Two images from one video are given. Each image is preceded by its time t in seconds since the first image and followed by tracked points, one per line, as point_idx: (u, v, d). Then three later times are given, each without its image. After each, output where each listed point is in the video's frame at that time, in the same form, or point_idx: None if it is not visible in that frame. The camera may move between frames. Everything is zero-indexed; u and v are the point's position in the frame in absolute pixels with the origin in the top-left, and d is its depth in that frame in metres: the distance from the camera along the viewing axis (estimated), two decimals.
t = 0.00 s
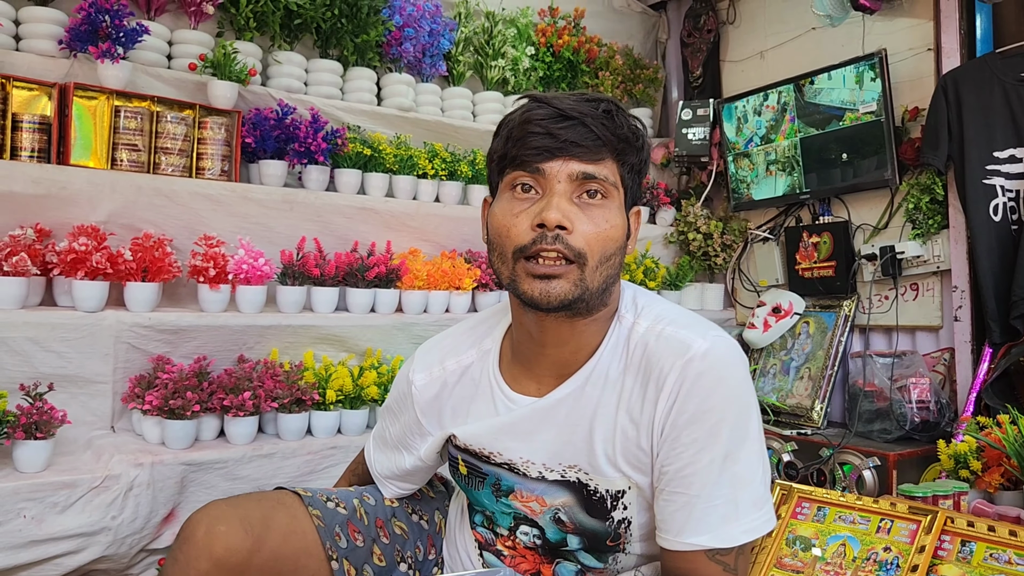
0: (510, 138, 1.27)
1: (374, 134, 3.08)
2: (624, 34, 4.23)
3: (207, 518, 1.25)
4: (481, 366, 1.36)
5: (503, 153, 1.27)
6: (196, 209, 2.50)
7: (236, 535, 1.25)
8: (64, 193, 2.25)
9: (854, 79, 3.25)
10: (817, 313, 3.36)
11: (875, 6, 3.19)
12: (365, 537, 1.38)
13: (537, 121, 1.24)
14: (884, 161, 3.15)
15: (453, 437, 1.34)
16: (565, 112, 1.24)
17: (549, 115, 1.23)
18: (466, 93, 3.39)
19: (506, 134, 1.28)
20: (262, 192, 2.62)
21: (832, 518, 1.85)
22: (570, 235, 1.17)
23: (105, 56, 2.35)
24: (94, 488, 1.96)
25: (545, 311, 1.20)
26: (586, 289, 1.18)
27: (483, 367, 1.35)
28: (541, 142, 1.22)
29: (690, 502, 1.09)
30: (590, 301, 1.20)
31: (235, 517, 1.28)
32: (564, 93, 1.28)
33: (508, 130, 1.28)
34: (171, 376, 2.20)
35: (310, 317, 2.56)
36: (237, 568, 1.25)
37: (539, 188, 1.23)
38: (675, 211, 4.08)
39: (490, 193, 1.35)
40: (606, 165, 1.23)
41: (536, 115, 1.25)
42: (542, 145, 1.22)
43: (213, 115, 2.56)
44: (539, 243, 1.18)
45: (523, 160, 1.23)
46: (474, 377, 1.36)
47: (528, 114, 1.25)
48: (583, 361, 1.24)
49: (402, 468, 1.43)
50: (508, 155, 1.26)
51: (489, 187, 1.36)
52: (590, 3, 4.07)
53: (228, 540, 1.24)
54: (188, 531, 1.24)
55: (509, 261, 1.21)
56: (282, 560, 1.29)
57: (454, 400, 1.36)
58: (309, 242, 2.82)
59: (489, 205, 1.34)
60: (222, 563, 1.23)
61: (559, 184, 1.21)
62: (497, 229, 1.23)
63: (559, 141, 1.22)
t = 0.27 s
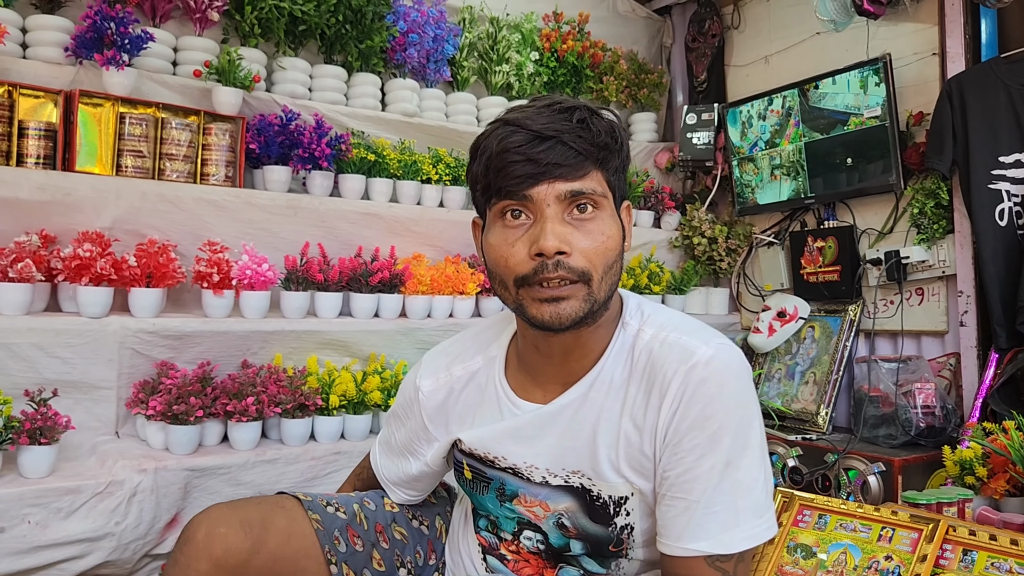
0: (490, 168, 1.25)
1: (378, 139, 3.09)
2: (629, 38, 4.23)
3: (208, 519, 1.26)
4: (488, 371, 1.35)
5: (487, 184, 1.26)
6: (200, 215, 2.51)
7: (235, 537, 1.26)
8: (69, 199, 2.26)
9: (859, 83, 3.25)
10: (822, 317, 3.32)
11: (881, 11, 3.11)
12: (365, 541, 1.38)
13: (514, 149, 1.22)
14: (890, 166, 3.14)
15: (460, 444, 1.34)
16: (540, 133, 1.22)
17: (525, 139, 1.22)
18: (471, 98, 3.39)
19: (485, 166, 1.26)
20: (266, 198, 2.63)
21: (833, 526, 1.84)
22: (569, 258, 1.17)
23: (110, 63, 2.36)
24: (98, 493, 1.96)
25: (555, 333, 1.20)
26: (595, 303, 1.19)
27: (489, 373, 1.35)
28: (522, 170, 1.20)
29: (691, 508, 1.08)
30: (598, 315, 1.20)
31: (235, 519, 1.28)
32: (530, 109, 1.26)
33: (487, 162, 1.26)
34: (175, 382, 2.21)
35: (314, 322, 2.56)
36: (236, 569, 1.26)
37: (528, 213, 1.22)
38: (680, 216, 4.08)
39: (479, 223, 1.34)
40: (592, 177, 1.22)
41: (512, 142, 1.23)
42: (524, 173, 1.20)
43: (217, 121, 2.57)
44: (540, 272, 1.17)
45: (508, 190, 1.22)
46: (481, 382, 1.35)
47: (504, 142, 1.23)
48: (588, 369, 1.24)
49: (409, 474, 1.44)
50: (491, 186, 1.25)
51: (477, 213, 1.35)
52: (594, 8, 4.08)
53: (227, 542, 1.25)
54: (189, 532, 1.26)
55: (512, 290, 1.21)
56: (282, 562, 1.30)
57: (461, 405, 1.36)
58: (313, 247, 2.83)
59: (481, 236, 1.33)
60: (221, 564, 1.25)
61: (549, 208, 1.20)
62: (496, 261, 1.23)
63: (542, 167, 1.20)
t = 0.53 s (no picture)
0: (495, 163, 1.26)
1: (381, 143, 3.09)
2: (631, 42, 4.23)
3: (213, 518, 1.25)
4: (495, 369, 1.36)
5: (492, 179, 1.26)
6: (203, 218, 2.51)
7: (240, 536, 1.26)
8: (72, 203, 2.27)
9: (861, 86, 3.24)
10: (825, 321, 3.34)
11: (884, 13, 3.10)
12: (369, 542, 1.38)
13: (518, 143, 1.23)
14: (893, 168, 3.13)
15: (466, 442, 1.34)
16: (543, 128, 1.23)
17: (529, 134, 1.23)
18: (473, 101, 3.40)
19: (490, 162, 1.27)
20: (269, 202, 2.64)
21: (836, 528, 1.83)
22: (573, 251, 1.17)
23: (113, 67, 2.37)
24: (101, 496, 1.96)
25: (559, 326, 1.20)
26: (598, 297, 1.19)
27: (497, 371, 1.35)
28: (526, 163, 1.21)
29: (694, 509, 1.08)
30: (602, 309, 1.20)
31: (239, 519, 1.28)
32: (534, 105, 1.26)
33: (492, 158, 1.27)
34: (177, 385, 2.21)
35: (316, 325, 2.56)
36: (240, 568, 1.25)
37: (532, 207, 1.23)
38: (682, 219, 4.07)
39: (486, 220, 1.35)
40: (596, 172, 1.22)
41: (515, 136, 1.24)
42: (527, 167, 1.21)
43: (220, 125, 2.58)
44: (543, 264, 1.18)
45: (512, 184, 1.23)
46: (488, 380, 1.36)
47: (507, 137, 1.24)
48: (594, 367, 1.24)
49: (416, 473, 1.44)
50: (496, 181, 1.25)
51: (483, 210, 1.35)
52: (596, 12, 4.08)
53: (232, 541, 1.25)
54: (193, 531, 1.25)
55: (517, 283, 1.21)
56: (285, 563, 1.29)
57: (468, 403, 1.37)
58: (316, 251, 2.83)
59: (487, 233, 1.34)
60: (225, 564, 1.24)
61: (553, 202, 1.21)
62: (500, 255, 1.23)
63: (545, 161, 1.21)
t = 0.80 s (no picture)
0: (530, 139, 1.27)
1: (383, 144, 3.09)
2: (633, 43, 4.22)
3: (217, 521, 1.26)
4: (499, 369, 1.35)
5: (523, 156, 1.28)
6: (205, 219, 2.51)
7: (243, 540, 1.26)
8: (75, 204, 2.27)
9: (864, 86, 3.24)
10: (828, 322, 3.33)
11: (887, 14, 3.09)
12: (374, 544, 1.37)
13: (557, 123, 1.25)
14: (896, 169, 3.13)
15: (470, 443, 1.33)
16: (583, 114, 1.24)
17: (569, 117, 1.24)
18: (476, 102, 3.39)
19: (524, 138, 1.29)
20: (272, 203, 2.63)
21: (843, 530, 1.82)
22: (589, 234, 1.17)
23: (116, 68, 2.37)
24: (103, 498, 1.96)
25: (563, 308, 1.20)
26: (605, 288, 1.18)
27: (500, 371, 1.35)
28: (560, 144, 1.23)
29: (701, 511, 1.07)
30: (608, 301, 1.19)
31: (243, 522, 1.28)
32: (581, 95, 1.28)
33: (527, 134, 1.29)
34: (180, 387, 2.21)
35: (319, 326, 2.56)
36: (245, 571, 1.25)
37: (558, 189, 1.24)
38: (685, 220, 4.07)
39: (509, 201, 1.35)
40: (626, 167, 1.23)
41: (555, 117, 1.26)
42: (561, 147, 1.23)
43: (223, 126, 2.58)
44: (558, 241, 1.18)
45: (542, 161, 1.24)
46: (492, 380, 1.35)
47: (547, 116, 1.25)
48: (599, 365, 1.24)
49: (418, 475, 1.42)
50: (526, 158, 1.27)
51: (509, 193, 1.36)
52: (598, 13, 4.07)
53: (236, 545, 1.25)
54: (197, 535, 1.25)
55: (529, 261, 1.21)
56: (291, 565, 1.29)
57: (472, 402, 1.36)
58: (318, 252, 2.82)
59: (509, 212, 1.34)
60: (229, 567, 1.24)
61: (579, 184, 1.22)
62: (516, 230, 1.23)
63: (577, 143, 1.22)
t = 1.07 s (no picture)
0: (540, 137, 1.27)
1: (385, 143, 3.08)
2: (635, 42, 4.21)
3: (221, 525, 1.25)
4: (501, 372, 1.34)
5: (532, 153, 1.27)
6: (208, 219, 2.51)
7: (248, 543, 1.25)
8: (77, 204, 2.27)
9: (867, 85, 3.23)
10: (830, 321, 3.32)
11: (889, 13, 3.08)
12: (377, 546, 1.37)
13: (568, 122, 1.25)
14: (898, 168, 3.12)
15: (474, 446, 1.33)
16: (595, 114, 1.25)
17: (581, 117, 1.25)
18: (477, 101, 3.39)
19: (533, 135, 1.29)
20: (274, 202, 2.63)
21: (851, 530, 1.82)
22: (595, 233, 1.16)
23: (118, 67, 2.37)
24: (107, 498, 1.95)
25: (564, 306, 1.19)
26: (607, 288, 1.17)
27: (502, 374, 1.34)
28: (571, 142, 1.23)
29: (708, 513, 1.07)
30: (607, 301, 1.18)
31: (247, 525, 1.27)
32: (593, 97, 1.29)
33: (536, 130, 1.29)
34: (183, 387, 2.20)
35: (322, 326, 2.55)
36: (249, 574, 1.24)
37: (566, 187, 1.23)
38: (686, 219, 4.06)
39: (515, 198, 1.35)
40: (635, 169, 1.23)
41: (568, 116, 1.26)
42: (572, 145, 1.23)
43: (225, 125, 2.58)
44: (563, 239, 1.17)
45: (553, 159, 1.24)
46: (494, 383, 1.34)
47: (560, 114, 1.26)
48: (601, 367, 1.23)
49: (421, 479, 1.42)
50: (535, 154, 1.26)
51: (515, 191, 1.36)
52: (599, 11, 4.06)
53: (240, 548, 1.24)
54: (200, 539, 1.24)
55: (532, 257, 1.20)
56: (295, 568, 1.29)
57: (474, 405, 1.35)
58: (321, 252, 2.82)
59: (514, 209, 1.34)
60: (234, 570, 1.23)
61: (587, 184, 1.22)
62: (521, 226, 1.23)
63: (587, 141, 1.22)
